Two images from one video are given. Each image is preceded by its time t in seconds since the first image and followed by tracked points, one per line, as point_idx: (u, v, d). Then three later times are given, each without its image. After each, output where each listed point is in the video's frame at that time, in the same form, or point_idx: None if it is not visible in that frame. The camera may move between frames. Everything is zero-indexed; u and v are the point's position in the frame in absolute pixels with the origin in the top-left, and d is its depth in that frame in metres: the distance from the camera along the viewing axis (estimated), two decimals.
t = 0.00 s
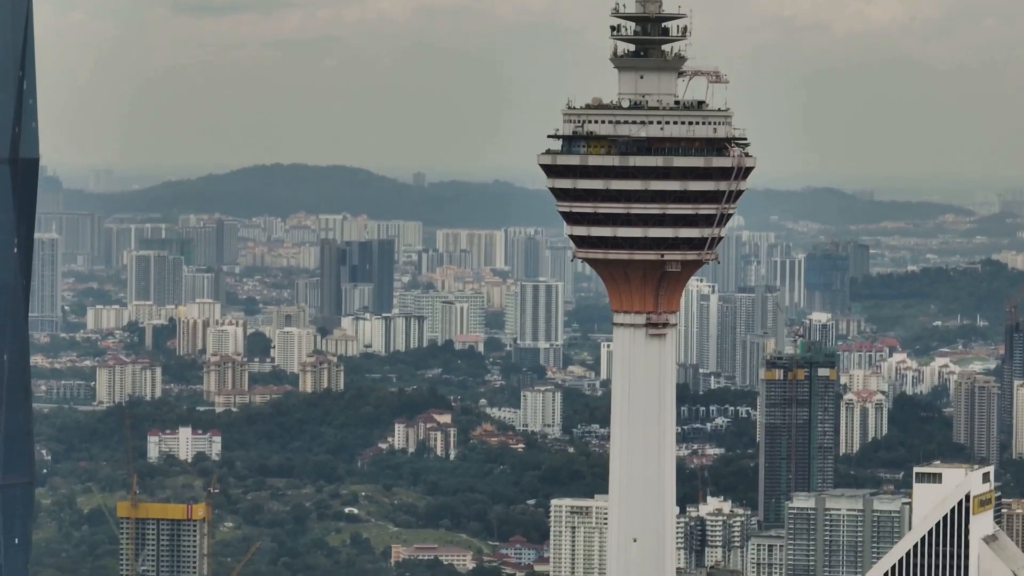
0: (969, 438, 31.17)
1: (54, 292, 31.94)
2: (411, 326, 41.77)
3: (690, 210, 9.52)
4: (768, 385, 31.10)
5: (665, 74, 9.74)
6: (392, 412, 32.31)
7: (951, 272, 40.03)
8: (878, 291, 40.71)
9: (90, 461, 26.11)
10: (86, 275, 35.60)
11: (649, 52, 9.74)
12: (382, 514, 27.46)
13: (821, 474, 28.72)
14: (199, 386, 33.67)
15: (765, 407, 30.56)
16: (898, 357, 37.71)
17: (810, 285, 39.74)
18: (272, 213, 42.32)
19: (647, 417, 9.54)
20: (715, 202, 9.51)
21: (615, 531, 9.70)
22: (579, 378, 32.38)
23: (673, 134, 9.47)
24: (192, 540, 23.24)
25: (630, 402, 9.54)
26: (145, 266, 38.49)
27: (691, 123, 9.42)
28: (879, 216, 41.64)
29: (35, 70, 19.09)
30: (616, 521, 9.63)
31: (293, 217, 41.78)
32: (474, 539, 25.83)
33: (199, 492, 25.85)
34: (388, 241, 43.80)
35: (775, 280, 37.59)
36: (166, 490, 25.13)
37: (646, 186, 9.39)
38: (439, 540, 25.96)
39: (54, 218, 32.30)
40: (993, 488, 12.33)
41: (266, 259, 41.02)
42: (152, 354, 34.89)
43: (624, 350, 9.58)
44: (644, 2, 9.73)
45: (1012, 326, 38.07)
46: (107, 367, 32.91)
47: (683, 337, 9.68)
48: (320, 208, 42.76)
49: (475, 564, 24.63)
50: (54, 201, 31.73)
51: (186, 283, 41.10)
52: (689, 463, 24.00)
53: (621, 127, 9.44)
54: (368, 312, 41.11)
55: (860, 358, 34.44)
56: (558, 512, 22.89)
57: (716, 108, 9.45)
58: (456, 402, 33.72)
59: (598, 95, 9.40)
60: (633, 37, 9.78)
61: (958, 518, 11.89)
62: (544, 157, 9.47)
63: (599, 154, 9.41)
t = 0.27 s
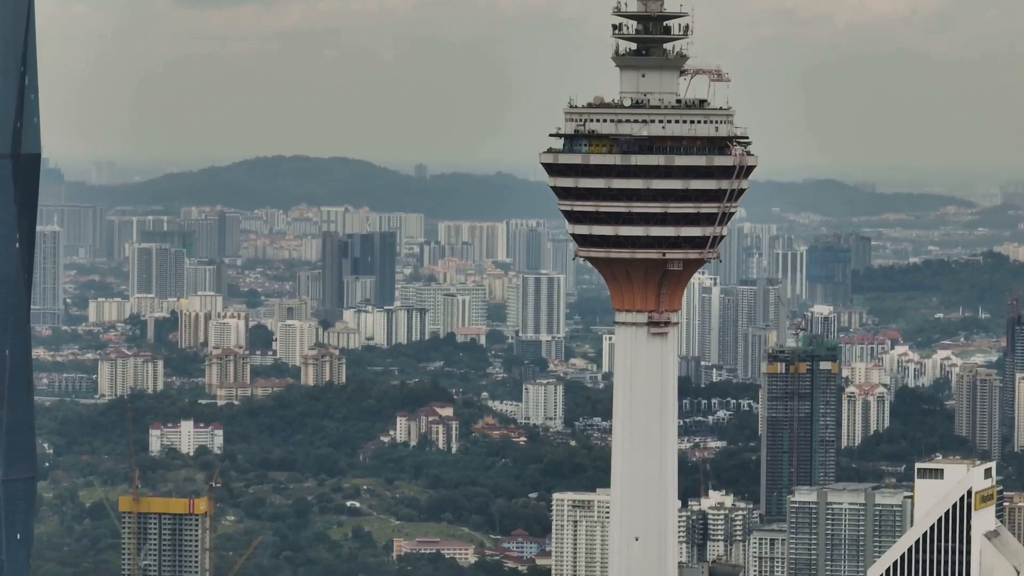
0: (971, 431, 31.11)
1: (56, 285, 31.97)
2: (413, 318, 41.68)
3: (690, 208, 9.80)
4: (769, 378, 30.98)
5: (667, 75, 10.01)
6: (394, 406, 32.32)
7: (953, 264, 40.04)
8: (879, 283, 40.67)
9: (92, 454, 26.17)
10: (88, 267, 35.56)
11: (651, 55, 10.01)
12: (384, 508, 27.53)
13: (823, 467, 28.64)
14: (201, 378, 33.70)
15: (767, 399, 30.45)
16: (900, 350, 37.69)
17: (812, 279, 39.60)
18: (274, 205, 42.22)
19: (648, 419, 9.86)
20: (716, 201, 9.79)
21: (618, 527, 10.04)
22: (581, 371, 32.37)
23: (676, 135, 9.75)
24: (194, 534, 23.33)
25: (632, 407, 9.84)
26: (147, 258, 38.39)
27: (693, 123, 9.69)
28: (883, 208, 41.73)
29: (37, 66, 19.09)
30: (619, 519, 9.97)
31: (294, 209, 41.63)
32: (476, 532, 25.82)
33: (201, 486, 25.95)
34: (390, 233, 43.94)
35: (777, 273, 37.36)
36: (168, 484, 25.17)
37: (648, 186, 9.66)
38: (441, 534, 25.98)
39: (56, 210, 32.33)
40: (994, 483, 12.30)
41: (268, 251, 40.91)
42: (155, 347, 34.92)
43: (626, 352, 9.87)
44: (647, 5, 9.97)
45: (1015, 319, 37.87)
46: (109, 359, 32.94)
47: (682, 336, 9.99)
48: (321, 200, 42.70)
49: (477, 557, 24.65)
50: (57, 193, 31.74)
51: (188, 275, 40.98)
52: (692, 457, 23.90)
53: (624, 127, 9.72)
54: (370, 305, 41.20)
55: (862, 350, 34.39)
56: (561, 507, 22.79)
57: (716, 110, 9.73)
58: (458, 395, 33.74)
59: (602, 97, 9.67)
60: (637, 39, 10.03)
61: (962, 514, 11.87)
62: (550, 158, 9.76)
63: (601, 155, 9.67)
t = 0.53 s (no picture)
0: (972, 429, 31.13)
1: (57, 283, 31.97)
2: (415, 315, 41.52)
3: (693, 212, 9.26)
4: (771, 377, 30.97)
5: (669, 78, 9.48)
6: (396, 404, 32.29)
7: (954, 260, 40.35)
8: (881, 281, 40.40)
9: (94, 453, 26.19)
10: (90, 266, 35.56)
11: (653, 59, 9.47)
12: (386, 507, 27.52)
13: (825, 466, 28.55)
14: (203, 377, 33.68)
15: (768, 398, 30.58)
16: (902, 348, 37.66)
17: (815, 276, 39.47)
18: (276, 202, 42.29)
19: (650, 420, 9.29)
20: (719, 204, 9.25)
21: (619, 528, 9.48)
22: (584, 369, 32.37)
23: (677, 138, 9.22)
24: (196, 533, 23.30)
25: (634, 410, 9.28)
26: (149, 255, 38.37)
27: (695, 125, 9.16)
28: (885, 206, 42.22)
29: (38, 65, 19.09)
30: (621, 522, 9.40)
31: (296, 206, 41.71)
32: (477, 531, 25.79)
33: (203, 485, 25.91)
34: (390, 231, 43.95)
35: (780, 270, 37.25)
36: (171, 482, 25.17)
37: (649, 189, 9.14)
38: (442, 533, 25.97)
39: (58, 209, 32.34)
40: (995, 484, 12.31)
41: (270, 248, 40.91)
42: (157, 345, 34.91)
43: (626, 351, 9.32)
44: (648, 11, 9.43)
45: (1017, 317, 37.40)
46: (112, 358, 32.96)
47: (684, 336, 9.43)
48: (323, 197, 42.70)
49: (479, 555, 24.64)
50: (59, 191, 31.75)
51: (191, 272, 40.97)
52: (694, 456, 23.89)
53: (624, 130, 9.20)
54: (372, 303, 41.22)
55: (864, 348, 34.37)
56: (563, 506, 22.78)
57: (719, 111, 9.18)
58: (460, 394, 33.72)
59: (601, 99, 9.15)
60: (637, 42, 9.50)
61: (965, 513, 11.90)
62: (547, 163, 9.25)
63: (601, 158, 9.16)
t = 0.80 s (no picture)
0: (974, 431, 31.12)
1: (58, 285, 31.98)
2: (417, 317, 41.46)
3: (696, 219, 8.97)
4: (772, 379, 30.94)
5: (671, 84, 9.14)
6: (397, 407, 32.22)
7: (955, 262, 40.23)
8: (883, 282, 40.35)
9: (95, 455, 26.12)
10: (92, 267, 35.54)
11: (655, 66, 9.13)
12: (387, 509, 27.47)
13: (826, 469, 28.48)
14: (204, 379, 33.61)
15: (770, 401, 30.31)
16: (903, 349, 37.61)
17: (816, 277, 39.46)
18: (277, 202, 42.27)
19: (652, 427, 9.00)
20: (721, 211, 8.96)
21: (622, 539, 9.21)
22: (586, 370, 32.33)
23: (679, 145, 8.91)
24: (198, 536, 23.25)
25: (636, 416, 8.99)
26: (150, 257, 38.43)
27: (696, 133, 8.85)
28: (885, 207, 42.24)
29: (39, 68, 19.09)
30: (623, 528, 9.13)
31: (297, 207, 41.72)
32: (479, 534, 25.77)
33: (205, 487, 25.88)
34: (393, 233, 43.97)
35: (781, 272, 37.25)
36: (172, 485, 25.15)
37: (650, 198, 8.84)
38: (444, 536, 25.96)
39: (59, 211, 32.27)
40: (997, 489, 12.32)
41: (271, 250, 40.97)
42: (158, 347, 34.85)
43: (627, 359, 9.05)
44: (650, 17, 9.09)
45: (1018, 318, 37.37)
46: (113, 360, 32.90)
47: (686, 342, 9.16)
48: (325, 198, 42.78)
49: (480, 559, 24.58)
50: (59, 193, 31.69)
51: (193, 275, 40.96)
52: (695, 458, 23.93)
53: (626, 138, 8.89)
54: (374, 304, 41.19)
55: (865, 351, 34.34)
56: (564, 509, 22.81)
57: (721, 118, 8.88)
58: (461, 397, 33.64)
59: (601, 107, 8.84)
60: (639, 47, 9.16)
61: (966, 520, 11.91)
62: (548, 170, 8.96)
63: (602, 166, 8.86)
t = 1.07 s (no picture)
0: (976, 434, 31.09)
1: (59, 287, 31.93)
2: (418, 321, 41.36)
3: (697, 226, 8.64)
4: (774, 382, 30.89)
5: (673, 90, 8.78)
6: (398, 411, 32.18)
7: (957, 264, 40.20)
8: (884, 284, 40.36)
9: (97, 459, 26.06)
10: (93, 269, 35.52)
11: (654, 72, 8.76)
12: (389, 513, 27.39)
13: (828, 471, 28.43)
14: (205, 381, 33.57)
15: (772, 403, 30.33)
16: (905, 352, 37.54)
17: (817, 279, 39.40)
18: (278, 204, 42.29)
19: (654, 428, 8.73)
20: (721, 219, 8.65)
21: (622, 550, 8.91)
22: (588, 373, 32.34)
23: (681, 153, 8.56)
24: (199, 541, 23.17)
25: (638, 417, 8.72)
26: (152, 259, 38.44)
27: (698, 142, 8.51)
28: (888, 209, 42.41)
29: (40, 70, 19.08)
30: (623, 534, 8.85)
31: (300, 209, 41.76)
32: (480, 537, 25.75)
33: (206, 490, 25.81)
34: (394, 234, 43.94)
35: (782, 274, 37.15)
36: (173, 487, 25.13)
37: (650, 206, 8.52)
38: (445, 539, 25.94)
39: (60, 212, 32.21)
40: (998, 493, 12.29)
41: (273, 251, 41.12)
42: (158, 351, 34.81)
43: (629, 369, 8.77)
44: (651, 21, 8.71)
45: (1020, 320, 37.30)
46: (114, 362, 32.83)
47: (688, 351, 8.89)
48: (327, 199, 42.76)
49: (482, 563, 24.52)
50: (60, 194, 31.62)
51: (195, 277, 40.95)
52: (696, 460, 23.98)
53: (627, 146, 8.55)
54: (376, 306, 41.18)
55: (866, 354, 34.29)
56: (565, 511, 22.83)
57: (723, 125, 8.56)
58: (462, 400, 33.59)
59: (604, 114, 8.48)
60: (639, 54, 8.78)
61: (968, 524, 11.89)
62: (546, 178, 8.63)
63: (604, 173, 8.53)
